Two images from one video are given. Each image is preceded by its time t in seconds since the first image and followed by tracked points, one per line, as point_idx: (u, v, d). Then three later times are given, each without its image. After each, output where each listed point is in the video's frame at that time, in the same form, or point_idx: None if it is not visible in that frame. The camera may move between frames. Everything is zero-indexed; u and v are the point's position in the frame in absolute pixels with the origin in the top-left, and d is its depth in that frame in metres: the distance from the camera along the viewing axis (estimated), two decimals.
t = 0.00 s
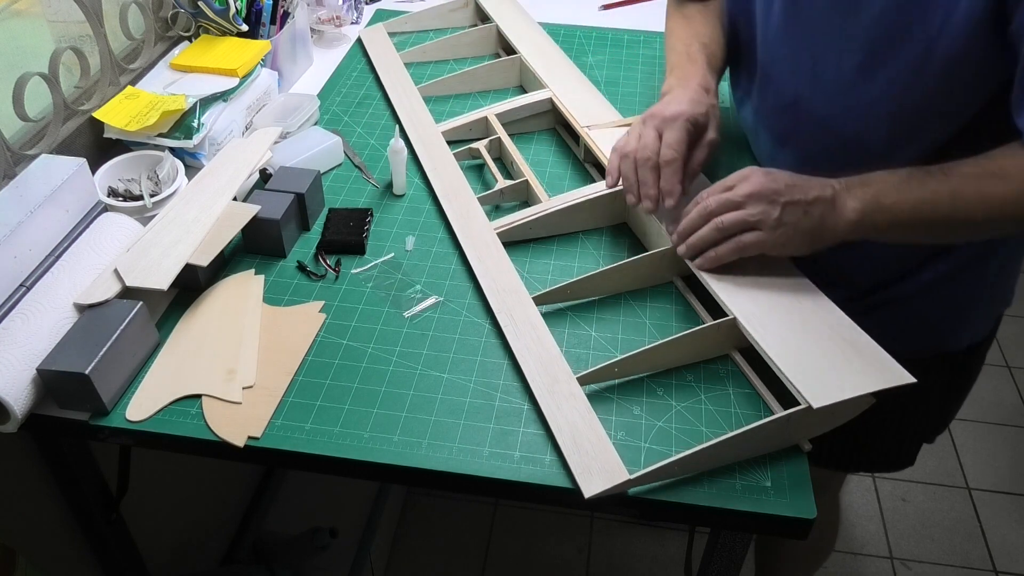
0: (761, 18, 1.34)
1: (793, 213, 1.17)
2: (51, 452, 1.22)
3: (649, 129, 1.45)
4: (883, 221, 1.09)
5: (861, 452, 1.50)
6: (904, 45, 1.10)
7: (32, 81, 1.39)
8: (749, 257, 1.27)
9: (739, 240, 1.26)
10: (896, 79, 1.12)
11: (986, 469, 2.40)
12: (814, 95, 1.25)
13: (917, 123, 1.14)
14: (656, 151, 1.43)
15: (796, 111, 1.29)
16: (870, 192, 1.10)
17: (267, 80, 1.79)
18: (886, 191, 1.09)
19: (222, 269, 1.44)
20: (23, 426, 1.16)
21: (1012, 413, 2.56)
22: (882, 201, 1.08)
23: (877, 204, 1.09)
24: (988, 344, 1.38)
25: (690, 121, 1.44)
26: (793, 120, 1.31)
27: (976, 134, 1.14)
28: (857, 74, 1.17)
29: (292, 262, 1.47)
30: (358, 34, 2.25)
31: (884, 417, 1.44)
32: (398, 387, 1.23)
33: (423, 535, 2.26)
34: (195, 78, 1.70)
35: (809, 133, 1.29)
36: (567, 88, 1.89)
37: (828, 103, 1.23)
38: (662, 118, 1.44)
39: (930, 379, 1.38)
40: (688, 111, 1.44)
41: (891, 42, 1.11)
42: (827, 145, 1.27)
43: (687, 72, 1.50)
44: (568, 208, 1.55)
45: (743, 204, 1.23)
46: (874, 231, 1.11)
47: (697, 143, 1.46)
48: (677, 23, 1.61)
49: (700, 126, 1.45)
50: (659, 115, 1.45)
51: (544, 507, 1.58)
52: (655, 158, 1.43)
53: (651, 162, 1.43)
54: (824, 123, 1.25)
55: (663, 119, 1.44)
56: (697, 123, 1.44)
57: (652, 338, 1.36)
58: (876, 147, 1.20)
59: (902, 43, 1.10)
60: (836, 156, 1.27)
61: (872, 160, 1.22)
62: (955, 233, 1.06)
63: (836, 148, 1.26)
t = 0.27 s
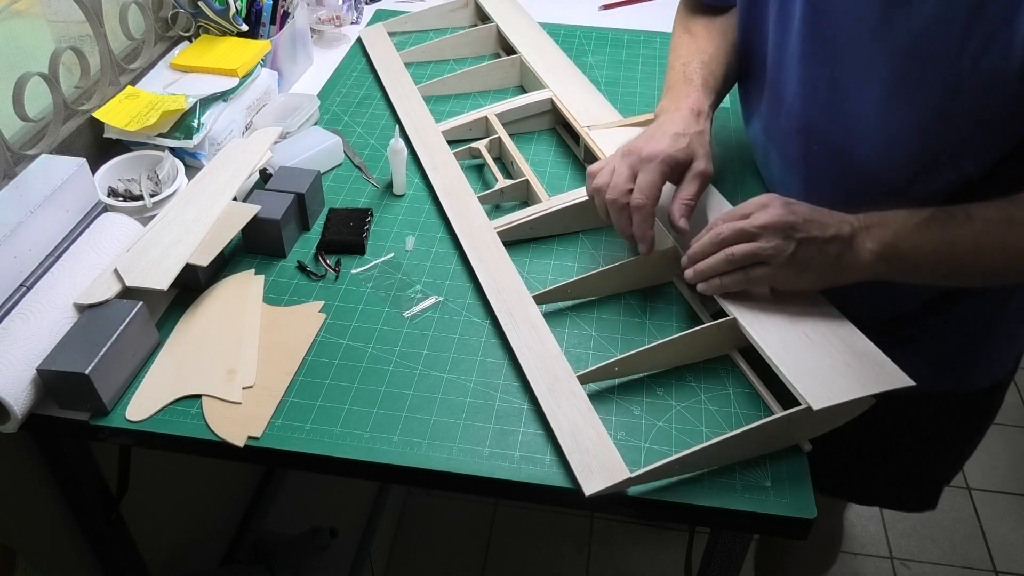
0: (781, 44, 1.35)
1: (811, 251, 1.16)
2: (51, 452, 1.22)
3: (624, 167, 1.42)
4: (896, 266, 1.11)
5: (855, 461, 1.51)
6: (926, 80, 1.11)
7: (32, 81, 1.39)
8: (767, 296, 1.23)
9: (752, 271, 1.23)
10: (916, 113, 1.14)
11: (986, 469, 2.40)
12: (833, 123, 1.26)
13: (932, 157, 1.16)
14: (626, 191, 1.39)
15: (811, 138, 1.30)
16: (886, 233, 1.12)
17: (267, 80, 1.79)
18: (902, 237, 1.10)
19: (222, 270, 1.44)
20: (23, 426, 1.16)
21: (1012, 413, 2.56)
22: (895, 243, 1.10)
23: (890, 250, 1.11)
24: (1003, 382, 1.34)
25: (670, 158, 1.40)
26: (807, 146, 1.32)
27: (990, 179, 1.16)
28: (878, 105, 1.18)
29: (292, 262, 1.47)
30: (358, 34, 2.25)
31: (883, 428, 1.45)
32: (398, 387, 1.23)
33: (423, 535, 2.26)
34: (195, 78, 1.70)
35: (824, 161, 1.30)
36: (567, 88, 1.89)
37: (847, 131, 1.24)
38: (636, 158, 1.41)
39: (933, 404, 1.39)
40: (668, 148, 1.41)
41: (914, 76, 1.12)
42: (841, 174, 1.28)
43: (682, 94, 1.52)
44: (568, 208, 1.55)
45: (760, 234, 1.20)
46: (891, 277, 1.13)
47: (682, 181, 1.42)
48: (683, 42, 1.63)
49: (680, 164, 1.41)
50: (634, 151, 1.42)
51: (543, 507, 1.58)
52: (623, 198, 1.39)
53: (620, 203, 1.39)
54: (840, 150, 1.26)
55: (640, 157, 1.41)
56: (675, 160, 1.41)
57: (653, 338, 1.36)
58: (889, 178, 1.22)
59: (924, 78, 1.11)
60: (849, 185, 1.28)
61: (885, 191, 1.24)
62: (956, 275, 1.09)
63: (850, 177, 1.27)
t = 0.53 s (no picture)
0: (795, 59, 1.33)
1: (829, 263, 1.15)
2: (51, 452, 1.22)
3: (630, 196, 1.39)
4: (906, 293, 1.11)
5: (856, 475, 1.47)
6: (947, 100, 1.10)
7: (32, 81, 1.39)
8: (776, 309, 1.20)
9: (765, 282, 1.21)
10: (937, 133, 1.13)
11: (986, 469, 2.40)
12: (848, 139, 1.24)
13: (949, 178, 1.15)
14: (634, 220, 1.36)
15: (822, 154, 1.29)
16: (897, 257, 1.11)
17: (267, 80, 1.79)
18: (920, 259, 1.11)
19: (222, 269, 1.44)
20: (23, 426, 1.16)
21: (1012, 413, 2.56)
22: (906, 267, 1.10)
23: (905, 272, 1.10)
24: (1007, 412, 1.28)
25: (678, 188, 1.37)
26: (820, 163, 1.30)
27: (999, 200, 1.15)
28: (896, 123, 1.17)
29: (292, 262, 1.47)
30: (358, 34, 2.25)
31: (889, 438, 1.40)
32: (398, 387, 1.23)
33: (423, 535, 2.26)
34: (195, 78, 1.70)
35: (836, 179, 1.29)
36: (567, 88, 1.89)
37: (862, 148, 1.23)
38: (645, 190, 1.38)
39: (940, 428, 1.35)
40: (676, 179, 1.37)
41: (936, 96, 1.11)
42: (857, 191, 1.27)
43: (681, 107, 1.50)
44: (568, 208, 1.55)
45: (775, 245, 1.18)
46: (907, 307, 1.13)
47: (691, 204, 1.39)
48: (685, 45, 1.60)
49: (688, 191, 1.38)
50: (641, 182, 1.40)
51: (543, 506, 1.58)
52: (632, 227, 1.35)
53: (627, 232, 1.35)
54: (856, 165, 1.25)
55: (648, 188, 1.38)
56: (686, 189, 1.38)
57: (652, 338, 1.36)
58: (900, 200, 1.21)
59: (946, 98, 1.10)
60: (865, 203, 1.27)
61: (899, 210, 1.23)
62: (966, 303, 1.09)
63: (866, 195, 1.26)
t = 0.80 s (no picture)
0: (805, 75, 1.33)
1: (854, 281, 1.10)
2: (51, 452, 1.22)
3: (637, 203, 1.37)
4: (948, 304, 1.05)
5: (857, 485, 1.44)
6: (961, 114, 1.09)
7: (32, 81, 1.39)
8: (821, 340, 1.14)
9: (819, 309, 1.12)
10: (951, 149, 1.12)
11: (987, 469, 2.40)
12: (858, 153, 1.24)
13: (962, 197, 1.13)
14: (642, 227, 1.34)
15: (835, 168, 1.29)
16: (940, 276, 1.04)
17: (267, 80, 1.79)
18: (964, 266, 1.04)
19: (222, 269, 1.44)
20: (23, 426, 1.16)
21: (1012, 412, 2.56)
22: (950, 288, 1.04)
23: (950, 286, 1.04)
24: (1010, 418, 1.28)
25: (683, 193, 1.36)
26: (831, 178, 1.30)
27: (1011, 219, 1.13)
28: (910, 136, 1.16)
29: (292, 262, 1.47)
30: (358, 34, 2.25)
31: (892, 446, 1.37)
32: (398, 387, 1.23)
33: (423, 535, 2.26)
34: (195, 78, 1.70)
35: (847, 195, 1.28)
36: (567, 88, 1.89)
37: (873, 163, 1.22)
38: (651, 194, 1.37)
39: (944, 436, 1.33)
40: (681, 181, 1.37)
41: (947, 111, 1.10)
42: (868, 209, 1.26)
43: (690, 116, 1.49)
44: (568, 208, 1.55)
45: (830, 269, 1.07)
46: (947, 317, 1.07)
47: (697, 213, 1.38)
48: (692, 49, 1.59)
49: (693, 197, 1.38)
50: (646, 188, 1.38)
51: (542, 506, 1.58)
52: (640, 235, 1.34)
53: (635, 239, 1.33)
54: (866, 182, 1.24)
55: (654, 192, 1.36)
56: (689, 194, 1.37)
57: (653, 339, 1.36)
58: (915, 217, 1.19)
59: (957, 112, 1.10)
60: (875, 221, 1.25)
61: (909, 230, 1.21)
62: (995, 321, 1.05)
63: (876, 213, 1.25)
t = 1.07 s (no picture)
0: (809, 87, 1.30)
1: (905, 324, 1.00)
2: (51, 452, 1.22)
3: (663, 203, 1.35)
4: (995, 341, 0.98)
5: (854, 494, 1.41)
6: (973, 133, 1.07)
7: (32, 81, 1.39)
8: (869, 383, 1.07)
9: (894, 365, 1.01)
10: (961, 170, 1.09)
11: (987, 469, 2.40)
12: (867, 173, 1.21)
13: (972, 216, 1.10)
14: (669, 228, 1.32)
15: (847, 185, 1.25)
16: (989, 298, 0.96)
17: (267, 80, 1.79)
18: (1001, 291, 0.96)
19: (222, 270, 1.44)
20: (23, 426, 1.16)
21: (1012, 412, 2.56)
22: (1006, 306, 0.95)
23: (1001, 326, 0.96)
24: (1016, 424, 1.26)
25: (712, 196, 1.35)
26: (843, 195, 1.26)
27: None
28: (916, 157, 1.14)
29: (292, 262, 1.47)
30: (358, 34, 2.25)
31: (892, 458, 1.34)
32: (398, 387, 1.23)
33: (423, 535, 2.26)
34: (195, 78, 1.70)
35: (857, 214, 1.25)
36: (567, 88, 1.89)
37: (880, 184, 1.19)
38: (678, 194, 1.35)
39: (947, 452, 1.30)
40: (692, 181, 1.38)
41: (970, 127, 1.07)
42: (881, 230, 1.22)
43: (714, 129, 1.45)
44: (568, 208, 1.54)
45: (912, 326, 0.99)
46: (1009, 351, 1.01)
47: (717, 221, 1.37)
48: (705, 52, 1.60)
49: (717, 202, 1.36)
50: (671, 188, 1.36)
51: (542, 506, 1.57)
52: (667, 236, 1.32)
53: (664, 240, 1.32)
54: (875, 202, 1.21)
55: (680, 192, 1.35)
56: (714, 196, 1.35)
57: (652, 338, 1.36)
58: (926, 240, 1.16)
59: (970, 133, 1.07)
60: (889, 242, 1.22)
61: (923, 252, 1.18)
62: None
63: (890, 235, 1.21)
